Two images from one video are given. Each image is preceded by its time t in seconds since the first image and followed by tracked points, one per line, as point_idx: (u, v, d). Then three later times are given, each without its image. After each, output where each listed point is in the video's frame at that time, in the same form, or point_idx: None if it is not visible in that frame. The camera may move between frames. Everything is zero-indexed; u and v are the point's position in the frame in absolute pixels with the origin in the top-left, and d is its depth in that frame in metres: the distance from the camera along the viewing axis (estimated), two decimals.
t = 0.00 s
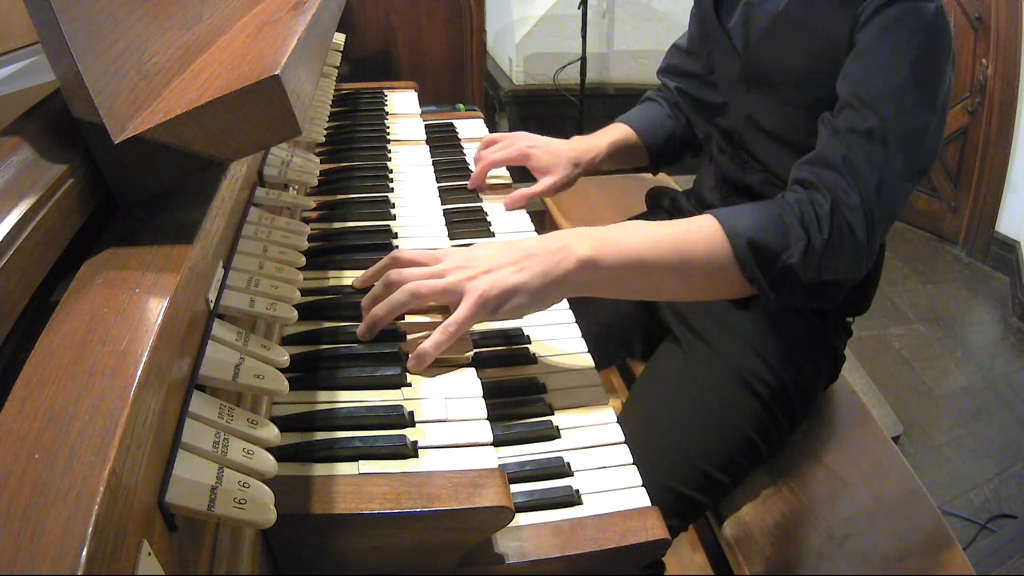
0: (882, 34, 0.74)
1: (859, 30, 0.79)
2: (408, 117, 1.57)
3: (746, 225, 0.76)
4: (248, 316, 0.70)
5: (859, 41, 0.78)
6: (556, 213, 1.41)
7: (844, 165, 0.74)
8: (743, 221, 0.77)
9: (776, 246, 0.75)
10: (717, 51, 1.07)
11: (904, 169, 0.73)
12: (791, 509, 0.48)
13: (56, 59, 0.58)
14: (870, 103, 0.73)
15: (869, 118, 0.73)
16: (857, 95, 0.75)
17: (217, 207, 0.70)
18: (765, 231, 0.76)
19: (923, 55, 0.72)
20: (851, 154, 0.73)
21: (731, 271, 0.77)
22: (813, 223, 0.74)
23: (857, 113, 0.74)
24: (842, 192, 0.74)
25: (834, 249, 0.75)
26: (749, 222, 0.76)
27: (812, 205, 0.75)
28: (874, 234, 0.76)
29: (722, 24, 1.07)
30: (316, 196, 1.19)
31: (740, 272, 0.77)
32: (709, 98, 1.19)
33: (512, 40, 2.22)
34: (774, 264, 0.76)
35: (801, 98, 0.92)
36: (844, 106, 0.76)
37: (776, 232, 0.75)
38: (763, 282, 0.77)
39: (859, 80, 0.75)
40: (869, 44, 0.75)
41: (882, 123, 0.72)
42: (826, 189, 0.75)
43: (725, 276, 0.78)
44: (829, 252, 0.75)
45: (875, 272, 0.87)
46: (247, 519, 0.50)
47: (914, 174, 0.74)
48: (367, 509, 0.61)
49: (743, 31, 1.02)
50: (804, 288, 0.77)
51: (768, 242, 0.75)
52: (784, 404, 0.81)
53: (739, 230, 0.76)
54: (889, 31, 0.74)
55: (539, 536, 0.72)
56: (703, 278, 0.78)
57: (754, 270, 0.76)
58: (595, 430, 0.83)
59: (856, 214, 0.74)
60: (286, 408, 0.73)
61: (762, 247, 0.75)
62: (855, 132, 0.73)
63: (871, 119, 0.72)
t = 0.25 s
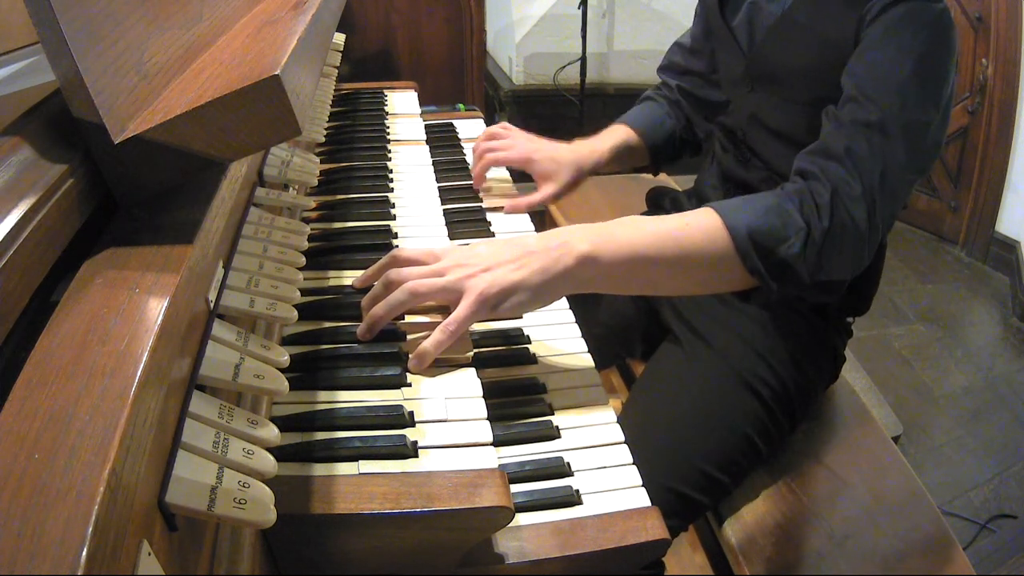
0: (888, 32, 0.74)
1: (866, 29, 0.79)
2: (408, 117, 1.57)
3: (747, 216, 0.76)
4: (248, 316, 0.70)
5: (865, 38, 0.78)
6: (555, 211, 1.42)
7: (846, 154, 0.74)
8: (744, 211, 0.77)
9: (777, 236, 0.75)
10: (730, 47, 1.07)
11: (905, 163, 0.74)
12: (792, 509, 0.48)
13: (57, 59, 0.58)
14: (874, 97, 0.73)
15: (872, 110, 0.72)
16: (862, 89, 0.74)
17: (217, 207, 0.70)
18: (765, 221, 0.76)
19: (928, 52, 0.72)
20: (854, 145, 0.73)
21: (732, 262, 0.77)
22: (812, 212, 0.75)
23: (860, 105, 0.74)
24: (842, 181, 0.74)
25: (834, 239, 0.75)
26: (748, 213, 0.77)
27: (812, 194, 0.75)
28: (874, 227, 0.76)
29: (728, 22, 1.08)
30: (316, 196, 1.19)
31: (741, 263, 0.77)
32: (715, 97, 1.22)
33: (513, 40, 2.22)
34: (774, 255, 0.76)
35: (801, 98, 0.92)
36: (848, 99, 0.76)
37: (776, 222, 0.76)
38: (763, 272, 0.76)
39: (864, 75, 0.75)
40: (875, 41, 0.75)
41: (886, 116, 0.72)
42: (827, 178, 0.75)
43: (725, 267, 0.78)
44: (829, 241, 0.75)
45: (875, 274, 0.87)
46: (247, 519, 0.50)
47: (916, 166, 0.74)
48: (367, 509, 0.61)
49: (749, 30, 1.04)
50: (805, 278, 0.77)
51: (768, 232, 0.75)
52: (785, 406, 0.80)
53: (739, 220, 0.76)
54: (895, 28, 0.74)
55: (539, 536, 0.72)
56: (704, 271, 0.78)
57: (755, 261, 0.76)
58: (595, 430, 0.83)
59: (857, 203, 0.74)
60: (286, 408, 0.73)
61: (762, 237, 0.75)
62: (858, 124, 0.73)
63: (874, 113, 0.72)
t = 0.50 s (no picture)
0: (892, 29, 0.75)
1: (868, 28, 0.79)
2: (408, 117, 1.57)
3: (748, 210, 0.76)
4: (248, 316, 0.70)
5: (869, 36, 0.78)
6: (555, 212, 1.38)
7: (847, 149, 0.74)
8: (745, 206, 0.76)
9: (778, 229, 0.75)
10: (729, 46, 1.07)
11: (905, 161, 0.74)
12: (792, 509, 0.48)
13: (57, 59, 0.58)
14: (877, 94, 0.73)
15: (875, 105, 0.73)
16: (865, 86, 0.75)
17: (217, 207, 0.70)
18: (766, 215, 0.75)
19: (932, 50, 0.72)
20: (857, 141, 0.74)
21: (732, 257, 0.77)
22: (812, 204, 0.75)
23: (862, 100, 0.74)
24: (842, 175, 0.74)
25: (835, 232, 0.75)
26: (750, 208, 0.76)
27: (813, 188, 0.75)
28: (874, 223, 0.76)
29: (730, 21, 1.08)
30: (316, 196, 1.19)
31: (742, 258, 0.76)
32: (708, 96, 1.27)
33: (513, 40, 2.23)
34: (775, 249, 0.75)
35: (801, 98, 0.92)
36: (850, 96, 0.76)
37: (777, 216, 0.76)
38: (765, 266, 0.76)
39: (867, 72, 0.75)
40: (878, 38, 0.76)
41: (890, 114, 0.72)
42: (828, 172, 0.75)
43: (726, 262, 0.77)
44: (829, 234, 0.75)
45: (875, 275, 0.87)
46: (247, 519, 0.50)
47: (918, 163, 0.74)
48: (367, 509, 0.61)
49: (750, 29, 1.01)
50: (807, 275, 0.77)
51: (770, 225, 0.75)
52: (786, 408, 0.81)
53: (740, 213, 0.76)
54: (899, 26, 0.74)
55: (539, 536, 0.72)
56: (705, 267, 0.77)
57: (756, 256, 0.75)
58: (594, 430, 0.83)
59: (857, 196, 0.74)
60: (285, 408, 0.73)
61: (763, 230, 0.75)
62: (860, 119, 0.74)
63: (874, 107, 0.73)
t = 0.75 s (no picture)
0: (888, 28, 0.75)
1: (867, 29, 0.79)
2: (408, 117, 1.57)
3: (748, 211, 0.76)
4: (248, 316, 0.70)
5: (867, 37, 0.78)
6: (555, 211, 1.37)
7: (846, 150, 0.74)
8: (746, 206, 0.76)
9: (778, 229, 0.75)
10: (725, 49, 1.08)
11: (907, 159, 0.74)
12: (791, 508, 0.48)
13: (57, 59, 0.58)
14: (877, 93, 0.73)
15: (874, 107, 0.73)
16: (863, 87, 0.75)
17: (217, 207, 0.70)
18: (767, 215, 0.75)
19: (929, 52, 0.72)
20: (856, 141, 0.74)
21: (732, 256, 0.76)
22: (812, 208, 0.75)
23: (861, 102, 0.74)
24: (843, 177, 0.74)
25: (835, 234, 0.75)
26: (750, 207, 0.76)
27: (813, 189, 0.75)
28: (875, 223, 0.76)
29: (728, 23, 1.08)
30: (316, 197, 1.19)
31: (742, 257, 0.76)
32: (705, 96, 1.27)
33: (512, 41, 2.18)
34: (776, 248, 0.75)
35: (801, 98, 0.92)
36: (850, 97, 0.76)
37: (777, 216, 0.75)
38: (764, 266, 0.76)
39: (866, 72, 0.75)
40: (875, 39, 0.75)
41: (889, 112, 0.72)
42: (828, 173, 0.75)
43: (727, 262, 0.77)
44: (829, 233, 0.75)
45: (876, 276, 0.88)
46: (247, 519, 0.50)
47: (917, 163, 0.74)
48: (367, 509, 0.61)
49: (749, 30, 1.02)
50: (806, 275, 0.77)
51: (769, 227, 0.75)
52: (787, 407, 0.80)
53: (740, 215, 0.76)
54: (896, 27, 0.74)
55: (540, 536, 0.72)
56: (706, 265, 0.77)
57: (756, 256, 0.75)
58: (594, 430, 0.83)
59: (857, 196, 0.74)
60: (285, 409, 0.73)
61: (763, 230, 0.75)
62: (860, 120, 0.73)
63: (873, 109, 0.73)
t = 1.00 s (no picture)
0: (880, 34, 0.73)
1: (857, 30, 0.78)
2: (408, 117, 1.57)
3: (751, 225, 0.75)
4: (248, 316, 0.70)
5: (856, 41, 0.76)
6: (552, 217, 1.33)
7: (849, 165, 0.72)
8: (750, 220, 0.75)
9: (782, 244, 0.74)
10: (717, 50, 1.07)
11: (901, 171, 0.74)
12: (791, 508, 0.48)
13: (56, 59, 0.58)
14: (873, 101, 0.72)
15: (872, 117, 0.72)
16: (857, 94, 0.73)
17: (217, 207, 0.70)
18: (771, 229, 0.74)
19: (921, 58, 0.72)
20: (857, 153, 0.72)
21: (736, 267, 0.76)
22: (817, 222, 0.73)
23: (857, 112, 0.73)
24: (847, 192, 0.72)
25: (837, 248, 0.75)
26: (754, 222, 0.75)
27: (818, 203, 0.74)
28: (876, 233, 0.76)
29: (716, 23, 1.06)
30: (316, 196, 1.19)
31: (747, 269, 0.75)
32: (703, 101, 1.20)
33: (513, 41, 2.23)
34: (781, 262, 0.74)
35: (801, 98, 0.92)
36: (844, 106, 0.74)
37: (781, 231, 0.74)
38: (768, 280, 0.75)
39: (859, 80, 0.73)
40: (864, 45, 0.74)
41: (888, 121, 0.71)
42: (833, 188, 0.73)
43: (730, 272, 0.76)
44: (833, 248, 0.74)
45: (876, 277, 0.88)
46: (247, 519, 0.50)
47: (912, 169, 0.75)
48: (367, 509, 0.61)
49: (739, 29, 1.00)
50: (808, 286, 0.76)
51: (773, 241, 0.74)
52: (786, 406, 0.80)
53: (745, 230, 0.75)
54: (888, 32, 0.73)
55: (539, 536, 0.72)
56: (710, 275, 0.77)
57: (760, 269, 0.75)
58: (594, 430, 0.83)
59: (859, 213, 0.73)
60: (285, 408, 0.73)
61: (767, 244, 0.74)
62: (858, 131, 0.72)
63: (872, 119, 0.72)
